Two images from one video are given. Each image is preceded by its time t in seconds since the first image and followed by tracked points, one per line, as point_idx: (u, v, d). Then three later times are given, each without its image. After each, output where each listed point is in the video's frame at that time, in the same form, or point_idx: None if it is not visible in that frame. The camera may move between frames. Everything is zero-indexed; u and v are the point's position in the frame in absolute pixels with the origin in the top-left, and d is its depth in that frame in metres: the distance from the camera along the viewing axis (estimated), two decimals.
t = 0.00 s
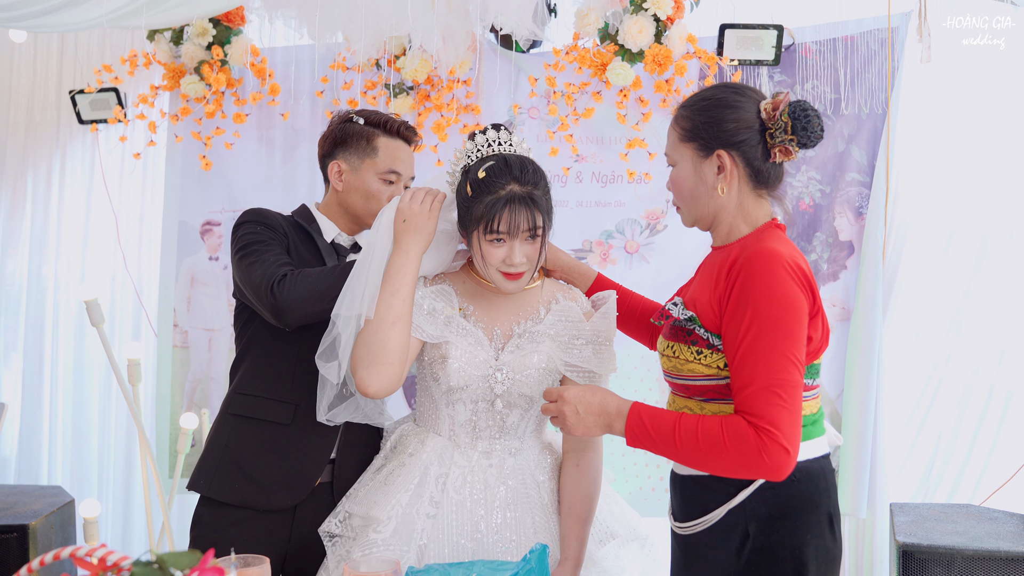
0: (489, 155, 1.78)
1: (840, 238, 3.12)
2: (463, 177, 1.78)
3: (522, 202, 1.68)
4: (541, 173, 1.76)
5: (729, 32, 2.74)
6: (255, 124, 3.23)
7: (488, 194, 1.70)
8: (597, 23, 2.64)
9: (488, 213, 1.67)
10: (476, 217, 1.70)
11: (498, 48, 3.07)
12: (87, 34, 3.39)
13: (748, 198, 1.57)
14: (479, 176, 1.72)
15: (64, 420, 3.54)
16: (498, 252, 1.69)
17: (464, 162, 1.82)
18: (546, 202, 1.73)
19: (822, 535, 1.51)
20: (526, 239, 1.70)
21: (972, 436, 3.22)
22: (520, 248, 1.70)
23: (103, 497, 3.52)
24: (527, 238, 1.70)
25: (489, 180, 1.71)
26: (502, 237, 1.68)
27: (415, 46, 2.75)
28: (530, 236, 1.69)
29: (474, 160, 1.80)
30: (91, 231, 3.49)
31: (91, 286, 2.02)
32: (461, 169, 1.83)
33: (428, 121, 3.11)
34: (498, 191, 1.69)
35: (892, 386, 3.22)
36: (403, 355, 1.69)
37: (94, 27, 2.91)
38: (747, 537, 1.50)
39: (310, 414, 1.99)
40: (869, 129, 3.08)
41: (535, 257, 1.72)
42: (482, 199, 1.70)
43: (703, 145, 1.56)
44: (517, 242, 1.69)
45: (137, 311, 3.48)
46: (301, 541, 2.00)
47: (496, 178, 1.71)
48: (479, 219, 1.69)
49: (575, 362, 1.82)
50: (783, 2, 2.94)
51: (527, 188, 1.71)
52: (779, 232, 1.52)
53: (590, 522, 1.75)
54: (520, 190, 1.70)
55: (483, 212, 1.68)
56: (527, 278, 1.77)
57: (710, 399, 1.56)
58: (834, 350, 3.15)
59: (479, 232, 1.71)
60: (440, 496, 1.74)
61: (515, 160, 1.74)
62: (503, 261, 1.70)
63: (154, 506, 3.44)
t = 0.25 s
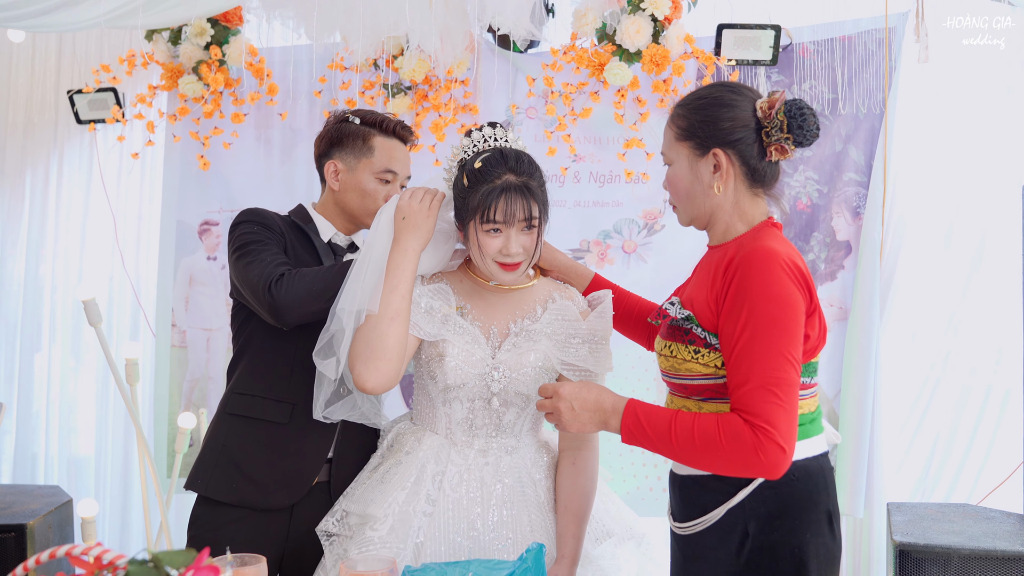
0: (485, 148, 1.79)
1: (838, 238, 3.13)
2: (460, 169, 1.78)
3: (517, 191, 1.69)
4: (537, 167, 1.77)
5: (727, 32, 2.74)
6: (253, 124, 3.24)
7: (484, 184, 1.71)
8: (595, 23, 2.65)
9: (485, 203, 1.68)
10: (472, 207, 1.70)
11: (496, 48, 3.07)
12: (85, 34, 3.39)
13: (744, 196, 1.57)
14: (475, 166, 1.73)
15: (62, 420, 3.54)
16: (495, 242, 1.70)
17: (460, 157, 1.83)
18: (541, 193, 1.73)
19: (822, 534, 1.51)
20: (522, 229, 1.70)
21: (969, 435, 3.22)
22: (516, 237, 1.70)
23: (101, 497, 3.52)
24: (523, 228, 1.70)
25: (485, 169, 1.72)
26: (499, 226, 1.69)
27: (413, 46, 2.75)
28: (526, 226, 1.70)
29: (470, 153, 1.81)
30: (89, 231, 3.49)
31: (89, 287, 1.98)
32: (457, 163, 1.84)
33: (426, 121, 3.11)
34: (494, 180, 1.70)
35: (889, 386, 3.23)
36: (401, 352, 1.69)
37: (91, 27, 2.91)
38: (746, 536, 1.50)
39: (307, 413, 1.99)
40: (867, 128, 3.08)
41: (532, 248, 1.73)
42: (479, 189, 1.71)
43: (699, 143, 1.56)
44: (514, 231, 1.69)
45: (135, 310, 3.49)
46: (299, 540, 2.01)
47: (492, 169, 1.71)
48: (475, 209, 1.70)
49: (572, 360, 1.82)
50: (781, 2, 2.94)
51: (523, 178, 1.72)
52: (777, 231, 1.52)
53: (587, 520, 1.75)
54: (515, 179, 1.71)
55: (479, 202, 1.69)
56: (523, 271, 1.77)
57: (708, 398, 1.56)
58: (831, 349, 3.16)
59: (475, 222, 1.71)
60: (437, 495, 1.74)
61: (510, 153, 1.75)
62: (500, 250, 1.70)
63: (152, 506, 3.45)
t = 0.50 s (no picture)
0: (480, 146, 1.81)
1: (835, 237, 3.13)
2: (455, 167, 1.80)
3: (511, 185, 1.70)
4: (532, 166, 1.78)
5: (723, 32, 2.75)
6: (251, 124, 3.24)
7: (478, 179, 1.72)
8: (592, 23, 2.65)
9: (478, 197, 1.69)
10: (466, 202, 1.71)
11: (493, 48, 3.08)
12: (83, 34, 3.40)
13: (737, 197, 1.57)
14: (469, 162, 1.75)
15: (60, 420, 3.55)
16: (489, 236, 1.69)
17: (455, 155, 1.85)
18: (535, 188, 1.74)
19: (813, 534, 1.51)
20: (516, 223, 1.70)
21: (965, 435, 3.23)
22: (511, 231, 1.69)
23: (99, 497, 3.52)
24: (518, 222, 1.70)
25: (479, 165, 1.74)
26: (493, 220, 1.69)
27: (409, 46, 2.75)
28: (520, 219, 1.70)
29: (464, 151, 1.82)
30: (87, 231, 3.50)
31: (87, 286, 2.04)
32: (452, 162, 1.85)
33: (423, 121, 3.11)
34: (488, 175, 1.71)
35: (885, 386, 3.23)
36: (397, 350, 1.70)
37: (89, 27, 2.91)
38: (738, 535, 1.51)
39: (304, 413, 2.00)
40: (864, 128, 3.09)
41: (527, 242, 1.72)
42: (472, 184, 1.72)
43: (692, 143, 1.56)
44: (508, 225, 1.69)
45: (132, 310, 3.49)
46: (295, 539, 2.01)
47: (486, 165, 1.73)
48: (469, 204, 1.71)
49: (568, 360, 1.82)
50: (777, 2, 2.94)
51: (517, 173, 1.73)
52: (771, 231, 1.52)
53: (582, 519, 1.76)
54: (509, 174, 1.72)
55: (473, 197, 1.70)
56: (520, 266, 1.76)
57: (703, 398, 1.56)
58: (828, 349, 3.16)
59: (469, 217, 1.71)
60: (433, 493, 1.75)
61: (504, 149, 1.77)
62: (494, 245, 1.70)
63: (149, 505, 3.45)
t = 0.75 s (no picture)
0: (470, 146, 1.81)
1: (829, 237, 3.14)
2: (444, 165, 1.80)
3: (499, 183, 1.70)
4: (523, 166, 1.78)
5: (718, 32, 2.75)
6: (246, 124, 3.25)
7: (467, 177, 1.73)
8: (587, 23, 2.66)
9: (466, 195, 1.69)
10: (455, 200, 1.72)
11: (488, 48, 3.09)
12: (79, 34, 3.40)
13: (726, 197, 1.57)
14: (458, 161, 1.76)
15: (56, 421, 3.55)
16: (477, 234, 1.70)
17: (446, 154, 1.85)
18: (523, 186, 1.74)
19: (797, 532, 1.51)
20: (505, 222, 1.71)
21: (959, 435, 3.24)
22: (499, 229, 1.71)
23: (95, 496, 3.52)
24: (506, 221, 1.71)
25: (468, 164, 1.74)
26: (481, 218, 1.70)
27: (404, 47, 2.76)
28: (508, 218, 1.71)
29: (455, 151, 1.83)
30: (83, 231, 3.50)
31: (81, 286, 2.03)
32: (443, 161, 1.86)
33: (418, 121, 3.12)
34: (477, 173, 1.72)
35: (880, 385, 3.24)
36: (390, 348, 1.70)
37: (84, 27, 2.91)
38: (721, 532, 1.51)
39: (298, 412, 2.00)
40: (858, 129, 3.09)
41: (515, 241, 1.73)
42: (461, 182, 1.73)
43: (683, 142, 1.57)
44: (496, 224, 1.70)
45: (128, 310, 3.49)
46: (289, 538, 2.01)
47: (474, 163, 1.73)
48: (458, 202, 1.71)
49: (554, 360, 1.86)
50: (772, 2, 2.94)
51: (505, 172, 1.73)
52: (762, 233, 1.53)
53: (575, 518, 1.76)
54: (497, 173, 1.72)
55: (461, 195, 1.70)
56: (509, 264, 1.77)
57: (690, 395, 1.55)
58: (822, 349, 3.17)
59: (458, 215, 1.72)
60: (425, 492, 1.75)
61: (493, 148, 1.77)
62: (484, 243, 1.71)
63: (145, 505, 3.45)
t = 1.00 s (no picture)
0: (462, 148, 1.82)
1: (824, 237, 3.14)
2: (435, 169, 1.81)
3: (487, 188, 1.70)
4: (513, 168, 1.79)
5: (713, 32, 2.75)
6: (242, 124, 3.25)
7: (456, 183, 1.73)
8: (582, 23, 2.66)
9: (454, 201, 1.70)
10: (444, 205, 1.72)
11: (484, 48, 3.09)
12: (76, 34, 3.40)
13: (714, 198, 1.58)
14: (447, 165, 1.76)
15: (53, 420, 3.55)
16: (466, 239, 1.71)
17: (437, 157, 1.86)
18: (512, 190, 1.74)
19: (780, 531, 1.51)
20: (494, 227, 1.71)
21: (954, 435, 3.24)
22: (487, 234, 1.70)
23: (91, 496, 3.53)
24: (494, 226, 1.71)
25: (457, 169, 1.74)
26: (469, 224, 1.70)
27: (399, 47, 2.76)
28: (497, 223, 1.71)
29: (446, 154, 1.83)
30: (79, 231, 3.50)
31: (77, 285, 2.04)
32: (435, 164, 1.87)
33: (414, 121, 3.12)
34: (466, 179, 1.72)
35: (875, 385, 3.24)
36: (384, 350, 1.71)
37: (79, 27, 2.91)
38: (704, 530, 1.52)
39: (292, 412, 2.00)
40: (853, 128, 3.10)
41: (504, 245, 1.73)
42: (450, 187, 1.73)
43: (672, 142, 1.58)
44: (484, 229, 1.70)
45: (125, 309, 3.50)
46: (283, 536, 2.01)
47: (464, 168, 1.74)
48: (446, 207, 1.72)
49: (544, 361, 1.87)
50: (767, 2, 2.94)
51: (494, 176, 1.74)
52: (750, 236, 1.54)
53: (568, 517, 1.76)
54: (485, 177, 1.73)
55: (449, 200, 1.71)
56: (500, 267, 1.78)
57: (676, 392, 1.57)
58: (818, 349, 3.17)
59: (447, 220, 1.72)
60: (418, 491, 1.75)
61: (482, 152, 1.77)
62: (472, 249, 1.72)
63: (141, 505, 3.46)
